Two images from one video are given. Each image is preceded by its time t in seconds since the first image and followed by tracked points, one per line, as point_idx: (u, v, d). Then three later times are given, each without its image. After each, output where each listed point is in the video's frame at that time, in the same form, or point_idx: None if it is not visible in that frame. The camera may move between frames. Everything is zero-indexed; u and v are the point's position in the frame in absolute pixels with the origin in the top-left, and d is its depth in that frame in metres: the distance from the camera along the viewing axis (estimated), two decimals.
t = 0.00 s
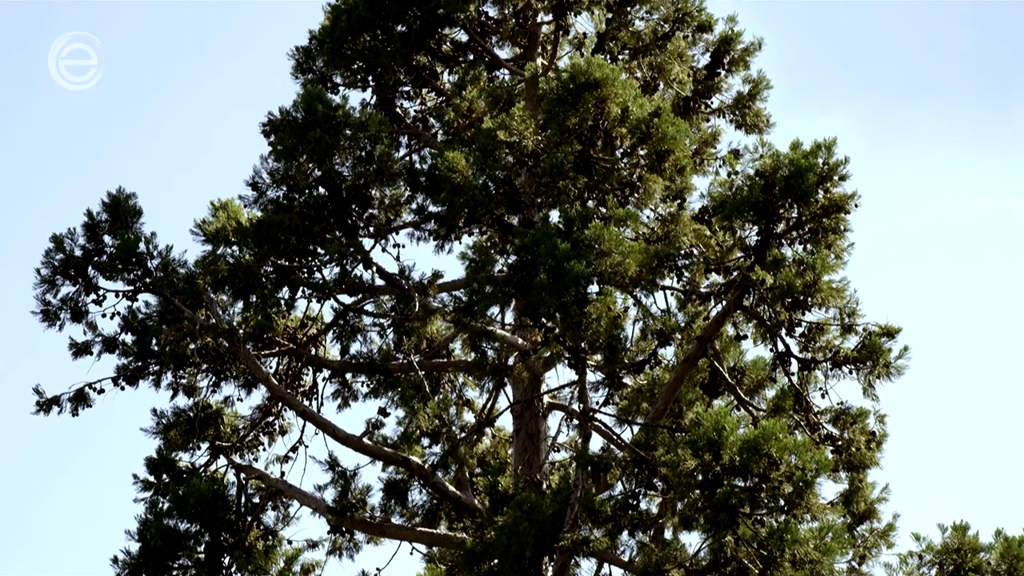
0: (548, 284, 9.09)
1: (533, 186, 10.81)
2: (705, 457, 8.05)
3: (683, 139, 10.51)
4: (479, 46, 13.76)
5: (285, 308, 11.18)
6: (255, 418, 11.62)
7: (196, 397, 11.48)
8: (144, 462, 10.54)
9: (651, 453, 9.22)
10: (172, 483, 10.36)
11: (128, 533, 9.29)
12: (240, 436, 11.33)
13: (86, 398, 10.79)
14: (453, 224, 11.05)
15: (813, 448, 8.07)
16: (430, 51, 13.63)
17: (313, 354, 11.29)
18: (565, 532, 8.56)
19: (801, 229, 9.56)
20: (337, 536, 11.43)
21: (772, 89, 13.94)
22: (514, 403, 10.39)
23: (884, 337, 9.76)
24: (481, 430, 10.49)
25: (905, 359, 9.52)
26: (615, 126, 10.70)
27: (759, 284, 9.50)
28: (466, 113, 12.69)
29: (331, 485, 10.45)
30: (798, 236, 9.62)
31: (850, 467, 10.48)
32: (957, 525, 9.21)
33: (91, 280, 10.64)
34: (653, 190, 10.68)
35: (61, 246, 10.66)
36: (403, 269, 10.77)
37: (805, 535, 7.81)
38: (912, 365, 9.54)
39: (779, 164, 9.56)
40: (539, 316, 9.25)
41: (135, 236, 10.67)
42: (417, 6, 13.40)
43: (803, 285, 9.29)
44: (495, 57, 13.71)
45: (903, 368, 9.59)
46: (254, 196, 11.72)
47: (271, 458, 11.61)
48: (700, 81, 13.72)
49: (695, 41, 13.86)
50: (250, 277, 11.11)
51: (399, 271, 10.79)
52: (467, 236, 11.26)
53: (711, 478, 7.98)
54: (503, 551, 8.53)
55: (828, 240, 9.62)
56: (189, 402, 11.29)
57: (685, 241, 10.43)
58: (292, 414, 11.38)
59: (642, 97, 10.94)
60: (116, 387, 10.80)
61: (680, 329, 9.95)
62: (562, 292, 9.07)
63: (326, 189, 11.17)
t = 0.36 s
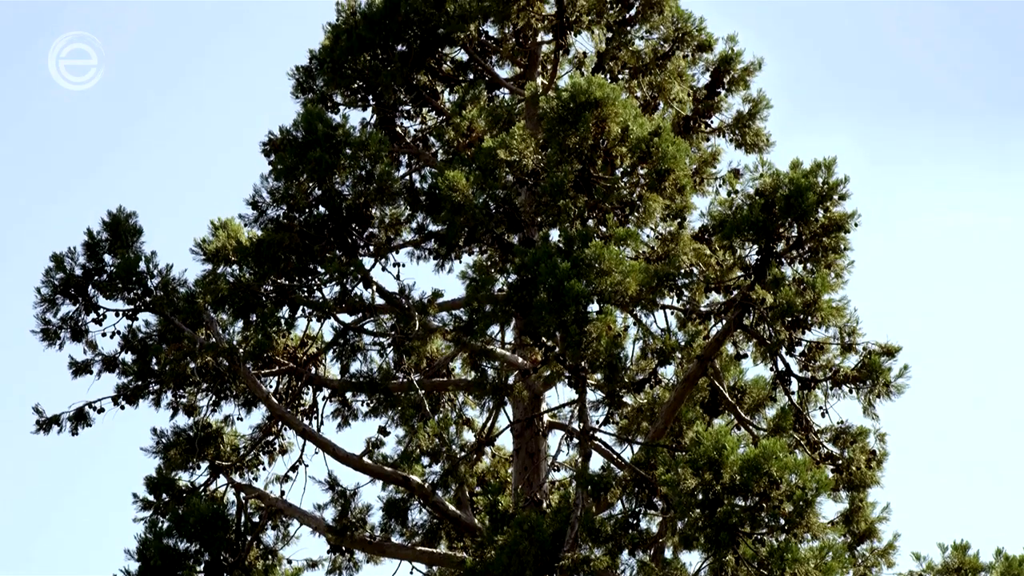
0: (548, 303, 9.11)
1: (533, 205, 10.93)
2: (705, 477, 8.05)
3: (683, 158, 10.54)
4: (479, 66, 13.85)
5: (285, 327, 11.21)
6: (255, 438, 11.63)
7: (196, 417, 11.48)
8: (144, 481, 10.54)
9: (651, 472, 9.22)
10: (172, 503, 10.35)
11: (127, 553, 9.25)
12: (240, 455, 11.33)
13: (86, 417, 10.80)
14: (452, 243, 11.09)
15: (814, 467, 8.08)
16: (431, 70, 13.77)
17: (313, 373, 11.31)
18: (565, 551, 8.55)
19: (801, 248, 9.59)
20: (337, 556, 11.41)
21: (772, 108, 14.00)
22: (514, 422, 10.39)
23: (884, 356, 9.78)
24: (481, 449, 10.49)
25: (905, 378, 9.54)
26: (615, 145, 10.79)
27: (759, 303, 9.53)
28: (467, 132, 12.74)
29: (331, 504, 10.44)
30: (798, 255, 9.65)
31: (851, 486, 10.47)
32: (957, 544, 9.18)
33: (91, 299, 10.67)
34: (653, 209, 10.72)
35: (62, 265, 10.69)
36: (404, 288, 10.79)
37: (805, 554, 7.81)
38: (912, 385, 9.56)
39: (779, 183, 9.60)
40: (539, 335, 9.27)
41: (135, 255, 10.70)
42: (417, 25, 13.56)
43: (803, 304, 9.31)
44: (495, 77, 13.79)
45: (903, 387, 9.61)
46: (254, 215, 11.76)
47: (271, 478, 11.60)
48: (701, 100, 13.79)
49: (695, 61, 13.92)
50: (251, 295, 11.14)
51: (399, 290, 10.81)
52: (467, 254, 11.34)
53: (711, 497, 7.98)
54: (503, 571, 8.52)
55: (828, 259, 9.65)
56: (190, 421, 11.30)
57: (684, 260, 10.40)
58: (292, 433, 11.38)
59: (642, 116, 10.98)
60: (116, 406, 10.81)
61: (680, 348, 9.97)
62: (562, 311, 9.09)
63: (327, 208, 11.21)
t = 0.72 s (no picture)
0: (548, 322, 9.13)
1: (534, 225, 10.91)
2: (705, 495, 8.05)
3: (683, 177, 10.61)
4: (479, 85, 13.94)
5: (286, 346, 11.26)
6: (255, 456, 11.63)
7: (196, 436, 11.48)
8: (144, 500, 10.53)
9: (651, 491, 9.21)
10: (172, 521, 10.34)
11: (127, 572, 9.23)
12: (239, 474, 11.33)
13: (86, 435, 10.79)
14: (452, 261, 11.14)
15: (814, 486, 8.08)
16: (430, 89, 13.76)
17: (313, 392, 11.32)
18: (565, 570, 8.54)
19: (801, 267, 9.62)
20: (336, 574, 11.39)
21: (772, 127, 14.06)
22: (514, 440, 10.39)
23: (884, 375, 9.79)
24: (481, 468, 10.49)
25: (905, 397, 9.55)
26: (615, 164, 10.79)
27: (759, 322, 9.54)
28: (467, 151, 12.78)
29: (331, 523, 10.44)
30: (798, 274, 9.67)
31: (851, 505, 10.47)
32: (957, 563, 9.17)
33: (92, 317, 10.69)
34: (653, 228, 10.75)
35: (62, 283, 10.72)
36: (404, 306, 10.80)
37: (805, 573, 7.80)
38: (912, 404, 9.57)
39: (779, 202, 9.63)
40: (539, 354, 9.29)
41: (135, 274, 10.72)
42: (417, 44, 13.64)
43: (804, 322, 9.32)
44: (495, 96, 13.86)
45: (903, 406, 9.62)
46: (254, 234, 11.81)
47: (271, 496, 11.60)
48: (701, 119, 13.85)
49: (695, 80, 13.98)
50: (251, 314, 11.21)
51: (399, 308, 10.82)
52: (467, 273, 11.38)
53: (712, 515, 7.98)
54: None
55: (828, 278, 9.67)
56: (189, 440, 11.29)
57: (685, 278, 10.51)
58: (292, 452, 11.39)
59: (642, 135, 11.02)
60: (115, 425, 10.81)
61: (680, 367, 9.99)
62: (562, 329, 9.10)
63: (327, 226, 11.25)
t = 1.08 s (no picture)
0: (548, 340, 9.15)
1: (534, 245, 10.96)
2: (705, 514, 8.04)
3: (683, 197, 10.64)
4: (479, 104, 14.02)
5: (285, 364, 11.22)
6: (255, 475, 11.63)
7: (195, 454, 11.48)
8: (144, 519, 10.51)
9: (651, 510, 9.20)
10: (172, 540, 10.32)
11: None
12: (239, 493, 11.33)
13: (85, 454, 10.80)
14: (452, 280, 11.18)
15: (814, 505, 8.08)
16: (431, 108, 13.90)
17: (313, 411, 11.34)
18: None
19: (801, 286, 9.64)
20: None
21: (772, 146, 14.11)
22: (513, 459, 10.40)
23: (884, 395, 9.79)
24: (481, 487, 10.49)
25: (906, 416, 9.56)
26: (615, 183, 10.86)
27: (760, 341, 9.56)
28: (467, 170, 12.82)
29: (331, 542, 10.42)
30: (798, 293, 9.70)
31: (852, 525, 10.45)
32: None
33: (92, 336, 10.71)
34: (653, 247, 10.79)
35: (62, 302, 10.74)
36: (404, 325, 10.81)
37: None
38: (912, 423, 9.58)
39: (779, 222, 9.67)
40: (539, 373, 9.31)
41: (135, 293, 10.75)
42: (417, 63, 13.72)
43: (804, 341, 9.33)
44: (495, 114, 13.93)
45: (904, 425, 9.62)
46: (254, 252, 11.83)
47: (270, 516, 11.59)
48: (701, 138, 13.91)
49: (695, 99, 14.04)
50: (251, 332, 11.19)
51: (399, 327, 10.83)
52: (467, 291, 11.41)
53: (712, 534, 7.98)
54: None
55: (828, 297, 9.70)
56: (189, 459, 11.29)
57: (684, 297, 10.54)
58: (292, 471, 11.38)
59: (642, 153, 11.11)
60: (115, 443, 10.81)
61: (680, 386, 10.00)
62: (562, 348, 9.11)
63: (327, 246, 11.29)
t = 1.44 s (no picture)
0: (548, 359, 9.17)
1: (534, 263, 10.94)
2: (706, 534, 8.05)
3: (682, 216, 10.63)
4: (479, 123, 14.09)
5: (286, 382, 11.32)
6: (255, 494, 11.63)
7: (195, 473, 11.48)
8: (144, 538, 10.50)
9: (651, 529, 9.21)
10: (171, 560, 10.32)
11: None
12: (239, 512, 11.33)
13: (85, 473, 10.80)
14: (452, 299, 11.21)
15: (814, 524, 8.09)
16: (431, 127, 13.92)
17: (313, 430, 11.36)
18: None
19: (801, 305, 9.67)
20: None
21: (772, 165, 14.18)
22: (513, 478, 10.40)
23: (884, 414, 9.81)
24: (481, 506, 10.50)
25: (906, 435, 9.57)
26: (615, 203, 10.85)
27: (760, 359, 9.58)
28: (467, 189, 12.87)
29: (331, 561, 10.41)
30: (798, 311, 9.73)
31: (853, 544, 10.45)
32: None
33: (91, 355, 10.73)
34: (653, 265, 10.83)
35: (62, 321, 10.77)
36: (404, 344, 10.84)
37: None
38: (912, 442, 9.60)
39: (779, 241, 9.72)
40: (540, 392, 9.33)
41: (135, 311, 10.77)
42: (417, 83, 13.84)
43: (804, 360, 9.35)
44: (495, 133, 14.01)
45: (904, 444, 9.63)
46: (254, 271, 11.87)
47: (270, 535, 11.58)
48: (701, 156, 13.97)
49: (695, 118, 14.11)
50: (251, 351, 11.28)
51: (399, 346, 10.85)
52: (467, 310, 11.44)
53: (713, 554, 7.98)
54: None
55: (828, 316, 9.73)
56: (189, 477, 11.29)
57: (684, 316, 10.53)
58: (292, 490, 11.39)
59: (642, 172, 11.10)
60: (115, 462, 10.81)
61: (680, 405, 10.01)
62: (562, 367, 9.13)
63: (326, 264, 11.32)
